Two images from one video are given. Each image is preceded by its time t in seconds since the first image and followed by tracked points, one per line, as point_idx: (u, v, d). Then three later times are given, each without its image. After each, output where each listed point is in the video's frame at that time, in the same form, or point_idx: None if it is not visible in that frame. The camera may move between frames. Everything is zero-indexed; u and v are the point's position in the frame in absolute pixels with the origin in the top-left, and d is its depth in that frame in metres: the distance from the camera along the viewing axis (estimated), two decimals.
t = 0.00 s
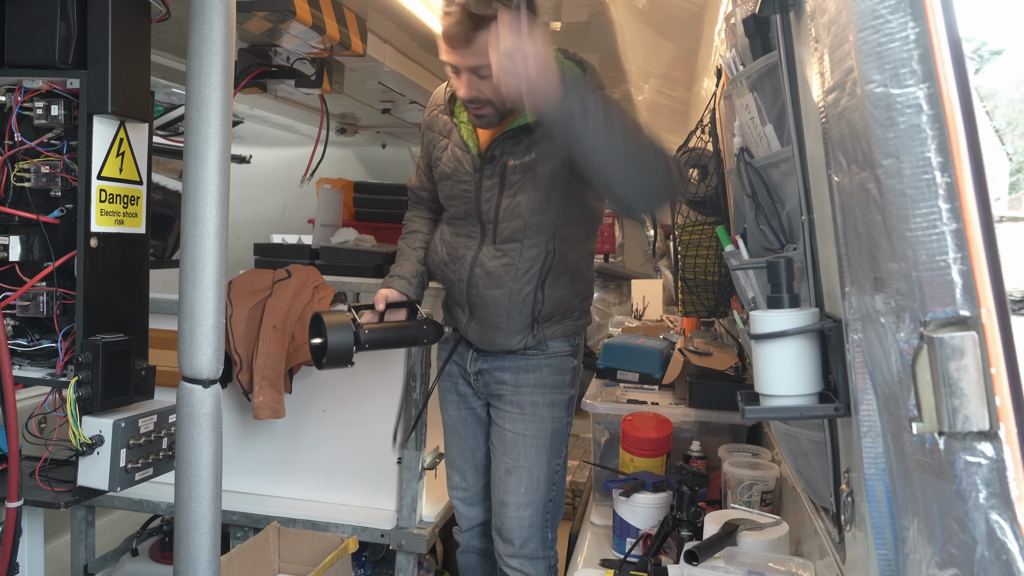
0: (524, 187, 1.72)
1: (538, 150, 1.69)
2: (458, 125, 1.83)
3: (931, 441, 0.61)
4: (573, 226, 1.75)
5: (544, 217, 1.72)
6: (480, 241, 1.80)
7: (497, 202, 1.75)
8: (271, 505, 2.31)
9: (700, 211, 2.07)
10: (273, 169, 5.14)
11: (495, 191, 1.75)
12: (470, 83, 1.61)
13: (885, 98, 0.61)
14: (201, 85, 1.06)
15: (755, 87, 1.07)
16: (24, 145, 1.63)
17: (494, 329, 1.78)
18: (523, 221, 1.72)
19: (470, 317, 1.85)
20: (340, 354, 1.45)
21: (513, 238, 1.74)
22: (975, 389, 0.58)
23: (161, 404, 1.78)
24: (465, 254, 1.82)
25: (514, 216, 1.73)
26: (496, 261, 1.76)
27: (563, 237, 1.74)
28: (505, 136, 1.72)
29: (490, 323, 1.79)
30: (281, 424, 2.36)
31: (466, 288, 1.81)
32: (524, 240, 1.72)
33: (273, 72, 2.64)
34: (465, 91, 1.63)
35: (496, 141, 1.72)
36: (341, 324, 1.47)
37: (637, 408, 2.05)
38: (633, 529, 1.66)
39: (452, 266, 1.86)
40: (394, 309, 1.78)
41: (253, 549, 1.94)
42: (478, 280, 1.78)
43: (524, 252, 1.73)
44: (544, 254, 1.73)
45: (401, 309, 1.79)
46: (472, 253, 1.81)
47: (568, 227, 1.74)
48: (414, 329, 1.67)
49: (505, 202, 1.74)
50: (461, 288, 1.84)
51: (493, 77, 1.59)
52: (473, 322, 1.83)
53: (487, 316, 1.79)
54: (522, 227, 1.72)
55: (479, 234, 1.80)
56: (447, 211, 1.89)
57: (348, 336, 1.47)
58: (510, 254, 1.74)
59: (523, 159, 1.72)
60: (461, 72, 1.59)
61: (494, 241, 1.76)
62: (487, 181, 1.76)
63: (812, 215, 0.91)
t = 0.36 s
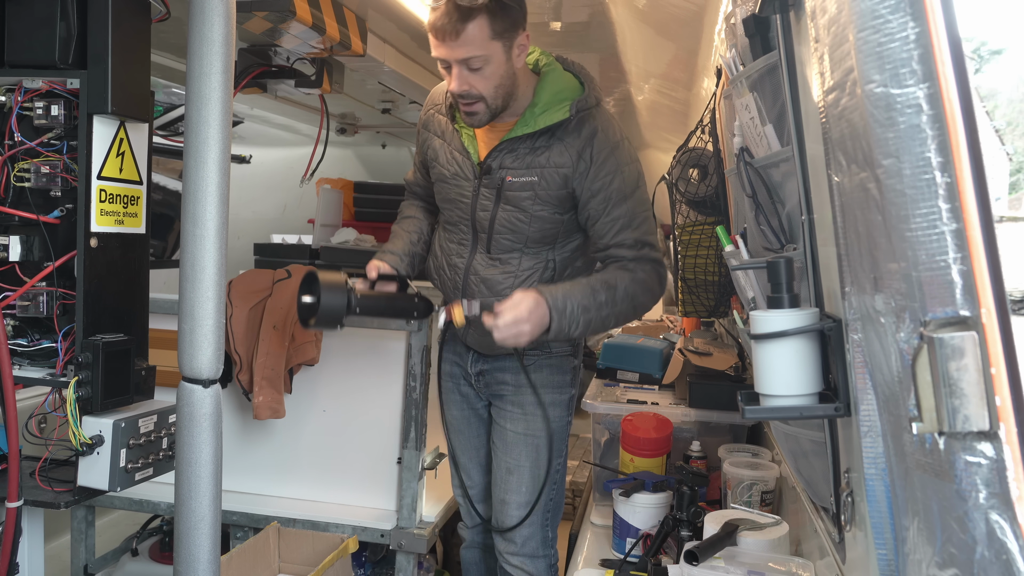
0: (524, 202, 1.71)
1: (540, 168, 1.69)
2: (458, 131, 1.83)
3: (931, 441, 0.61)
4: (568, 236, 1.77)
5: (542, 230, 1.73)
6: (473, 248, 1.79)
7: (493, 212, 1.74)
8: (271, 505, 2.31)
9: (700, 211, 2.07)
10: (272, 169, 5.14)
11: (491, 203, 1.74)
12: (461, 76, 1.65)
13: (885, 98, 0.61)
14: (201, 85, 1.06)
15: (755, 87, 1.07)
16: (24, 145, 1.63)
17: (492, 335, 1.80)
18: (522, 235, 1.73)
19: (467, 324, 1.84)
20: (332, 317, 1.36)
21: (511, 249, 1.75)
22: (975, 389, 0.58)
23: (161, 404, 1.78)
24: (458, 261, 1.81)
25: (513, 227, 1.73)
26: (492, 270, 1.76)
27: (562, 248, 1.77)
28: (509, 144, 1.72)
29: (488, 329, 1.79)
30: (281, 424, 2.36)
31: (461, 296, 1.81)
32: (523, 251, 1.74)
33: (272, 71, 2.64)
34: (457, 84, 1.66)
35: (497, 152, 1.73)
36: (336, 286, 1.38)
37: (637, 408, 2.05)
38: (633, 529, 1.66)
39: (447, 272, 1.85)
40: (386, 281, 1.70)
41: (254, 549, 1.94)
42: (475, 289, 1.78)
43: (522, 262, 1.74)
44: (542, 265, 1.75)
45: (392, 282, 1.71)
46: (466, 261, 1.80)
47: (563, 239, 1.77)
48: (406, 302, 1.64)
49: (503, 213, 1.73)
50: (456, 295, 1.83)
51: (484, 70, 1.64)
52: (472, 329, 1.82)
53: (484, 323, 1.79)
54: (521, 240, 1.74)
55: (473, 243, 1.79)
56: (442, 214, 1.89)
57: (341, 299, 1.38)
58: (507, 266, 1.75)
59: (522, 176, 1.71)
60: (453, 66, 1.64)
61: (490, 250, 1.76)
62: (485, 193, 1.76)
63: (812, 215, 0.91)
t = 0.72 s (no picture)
0: (531, 203, 1.72)
1: (548, 172, 1.70)
2: (465, 130, 1.83)
3: (931, 441, 0.61)
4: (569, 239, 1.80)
5: (547, 231, 1.74)
6: (477, 248, 1.79)
7: (499, 213, 1.74)
8: (271, 505, 2.31)
9: (700, 211, 2.07)
10: (272, 169, 5.14)
11: (497, 204, 1.74)
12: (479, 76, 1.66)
13: (885, 98, 0.61)
14: (201, 85, 1.06)
15: (754, 87, 1.07)
16: (24, 145, 1.63)
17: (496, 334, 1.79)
18: (527, 236, 1.74)
19: (470, 324, 1.84)
20: (347, 301, 1.43)
21: (515, 250, 1.76)
22: (975, 389, 0.58)
23: (161, 404, 1.78)
24: (461, 261, 1.81)
25: (518, 229, 1.73)
26: (496, 270, 1.76)
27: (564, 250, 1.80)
28: (517, 146, 1.72)
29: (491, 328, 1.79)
30: (282, 424, 2.36)
31: (464, 296, 1.81)
32: (528, 252, 1.76)
33: (272, 71, 2.65)
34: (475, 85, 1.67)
35: (505, 153, 1.73)
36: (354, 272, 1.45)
37: (637, 408, 2.05)
38: (634, 529, 1.66)
39: (449, 272, 1.85)
40: (392, 268, 1.74)
41: (254, 548, 1.94)
42: (478, 289, 1.78)
43: (526, 263, 1.76)
44: (545, 266, 1.77)
45: (399, 270, 1.75)
46: (468, 260, 1.80)
47: (565, 240, 1.79)
48: (415, 290, 1.69)
49: (508, 215, 1.74)
50: (459, 296, 1.83)
51: (504, 71, 1.66)
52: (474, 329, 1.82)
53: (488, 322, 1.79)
54: (526, 241, 1.74)
55: (474, 243, 1.80)
56: (445, 214, 1.89)
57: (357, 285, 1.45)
58: (512, 266, 1.76)
59: (530, 178, 1.71)
60: (472, 66, 1.65)
61: (494, 250, 1.76)
62: (491, 194, 1.76)
63: (812, 215, 0.91)
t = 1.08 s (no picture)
0: (533, 205, 1.72)
1: (551, 174, 1.71)
2: (468, 131, 1.82)
3: (931, 441, 0.61)
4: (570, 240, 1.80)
5: (548, 232, 1.74)
6: (478, 248, 1.79)
7: (501, 214, 1.74)
8: (271, 505, 2.31)
9: (700, 211, 2.07)
10: (272, 169, 5.14)
11: (499, 205, 1.74)
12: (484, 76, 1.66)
13: (885, 98, 0.61)
14: (202, 85, 1.06)
15: (755, 87, 1.07)
16: (24, 145, 1.63)
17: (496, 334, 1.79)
18: (528, 237, 1.74)
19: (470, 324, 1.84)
20: (349, 298, 1.44)
21: (517, 250, 1.76)
22: (975, 389, 0.58)
23: (162, 404, 1.78)
24: (461, 261, 1.81)
25: (519, 230, 1.74)
26: (497, 271, 1.76)
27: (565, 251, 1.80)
28: (520, 148, 1.72)
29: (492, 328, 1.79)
30: (282, 424, 2.36)
31: (464, 296, 1.81)
32: (529, 253, 1.76)
33: (273, 71, 2.65)
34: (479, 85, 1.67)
35: (507, 155, 1.73)
36: (357, 271, 1.46)
37: (637, 408, 2.05)
38: (633, 529, 1.66)
39: (449, 272, 1.85)
40: (393, 268, 1.75)
41: (254, 548, 1.94)
42: (479, 290, 1.78)
43: (527, 264, 1.76)
44: (546, 267, 1.78)
45: (400, 269, 1.76)
46: (469, 260, 1.80)
47: (566, 241, 1.79)
48: (415, 289, 1.70)
49: (511, 216, 1.74)
50: (460, 296, 1.82)
51: (508, 72, 1.66)
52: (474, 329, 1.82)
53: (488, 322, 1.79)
54: (527, 242, 1.75)
55: (475, 243, 1.80)
56: (445, 214, 1.89)
57: (360, 283, 1.46)
58: (513, 266, 1.76)
59: (533, 180, 1.71)
60: (477, 67, 1.65)
61: (495, 251, 1.76)
62: (493, 195, 1.75)
63: (812, 215, 0.91)
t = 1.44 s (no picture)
0: (530, 208, 1.72)
1: (547, 177, 1.71)
2: (465, 134, 1.82)
3: (931, 441, 0.61)
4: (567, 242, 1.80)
5: (545, 234, 1.75)
6: (475, 250, 1.79)
7: (498, 216, 1.74)
8: (271, 505, 2.31)
9: (700, 211, 2.07)
10: (272, 169, 5.14)
11: (496, 208, 1.74)
12: (496, 64, 1.66)
13: (886, 98, 0.61)
14: (201, 84, 1.06)
15: (755, 87, 1.07)
16: (24, 145, 1.63)
17: (494, 335, 1.79)
18: (525, 240, 1.74)
19: (468, 325, 1.84)
20: (339, 280, 1.43)
21: (513, 252, 1.76)
22: (975, 389, 0.58)
23: (161, 404, 1.78)
24: (459, 263, 1.81)
25: (516, 233, 1.74)
26: (495, 272, 1.76)
27: (562, 253, 1.80)
28: (516, 152, 1.72)
29: (490, 329, 1.79)
30: (282, 424, 2.36)
31: (462, 297, 1.81)
32: (526, 255, 1.76)
33: (273, 71, 2.65)
34: (490, 73, 1.66)
35: (504, 158, 1.73)
36: (349, 259, 1.45)
37: (637, 408, 2.05)
38: (634, 529, 1.66)
39: (448, 273, 1.85)
40: (385, 252, 1.73)
41: (254, 548, 1.94)
42: (476, 291, 1.78)
43: (524, 266, 1.76)
44: (543, 269, 1.77)
45: (393, 254, 1.73)
46: (466, 262, 1.80)
47: (563, 243, 1.79)
48: (410, 272, 1.69)
49: (507, 219, 1.74)
50: (458, 296, 1.82)
51: (520, 62, 1.67)
52: (472, 329, 1.83)
53: (486, 324, 1.79)
54: (524, 245, 1.75)
55: (472, 245, 1.80)
56: (444, 215, 1.89)
57: (350, 266, 1.45)
58: (510, 268, 1.76)
59: (530, 183, 1.71)
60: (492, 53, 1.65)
61: (492, 253, 1.77)
62: (490, 197, 1.75)
63: (812, 215, 0.91)
